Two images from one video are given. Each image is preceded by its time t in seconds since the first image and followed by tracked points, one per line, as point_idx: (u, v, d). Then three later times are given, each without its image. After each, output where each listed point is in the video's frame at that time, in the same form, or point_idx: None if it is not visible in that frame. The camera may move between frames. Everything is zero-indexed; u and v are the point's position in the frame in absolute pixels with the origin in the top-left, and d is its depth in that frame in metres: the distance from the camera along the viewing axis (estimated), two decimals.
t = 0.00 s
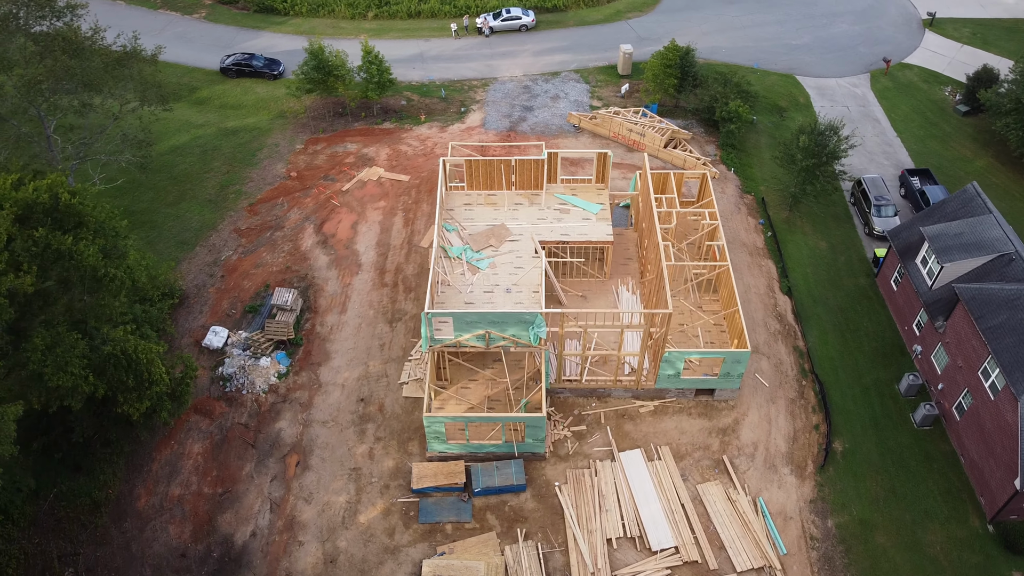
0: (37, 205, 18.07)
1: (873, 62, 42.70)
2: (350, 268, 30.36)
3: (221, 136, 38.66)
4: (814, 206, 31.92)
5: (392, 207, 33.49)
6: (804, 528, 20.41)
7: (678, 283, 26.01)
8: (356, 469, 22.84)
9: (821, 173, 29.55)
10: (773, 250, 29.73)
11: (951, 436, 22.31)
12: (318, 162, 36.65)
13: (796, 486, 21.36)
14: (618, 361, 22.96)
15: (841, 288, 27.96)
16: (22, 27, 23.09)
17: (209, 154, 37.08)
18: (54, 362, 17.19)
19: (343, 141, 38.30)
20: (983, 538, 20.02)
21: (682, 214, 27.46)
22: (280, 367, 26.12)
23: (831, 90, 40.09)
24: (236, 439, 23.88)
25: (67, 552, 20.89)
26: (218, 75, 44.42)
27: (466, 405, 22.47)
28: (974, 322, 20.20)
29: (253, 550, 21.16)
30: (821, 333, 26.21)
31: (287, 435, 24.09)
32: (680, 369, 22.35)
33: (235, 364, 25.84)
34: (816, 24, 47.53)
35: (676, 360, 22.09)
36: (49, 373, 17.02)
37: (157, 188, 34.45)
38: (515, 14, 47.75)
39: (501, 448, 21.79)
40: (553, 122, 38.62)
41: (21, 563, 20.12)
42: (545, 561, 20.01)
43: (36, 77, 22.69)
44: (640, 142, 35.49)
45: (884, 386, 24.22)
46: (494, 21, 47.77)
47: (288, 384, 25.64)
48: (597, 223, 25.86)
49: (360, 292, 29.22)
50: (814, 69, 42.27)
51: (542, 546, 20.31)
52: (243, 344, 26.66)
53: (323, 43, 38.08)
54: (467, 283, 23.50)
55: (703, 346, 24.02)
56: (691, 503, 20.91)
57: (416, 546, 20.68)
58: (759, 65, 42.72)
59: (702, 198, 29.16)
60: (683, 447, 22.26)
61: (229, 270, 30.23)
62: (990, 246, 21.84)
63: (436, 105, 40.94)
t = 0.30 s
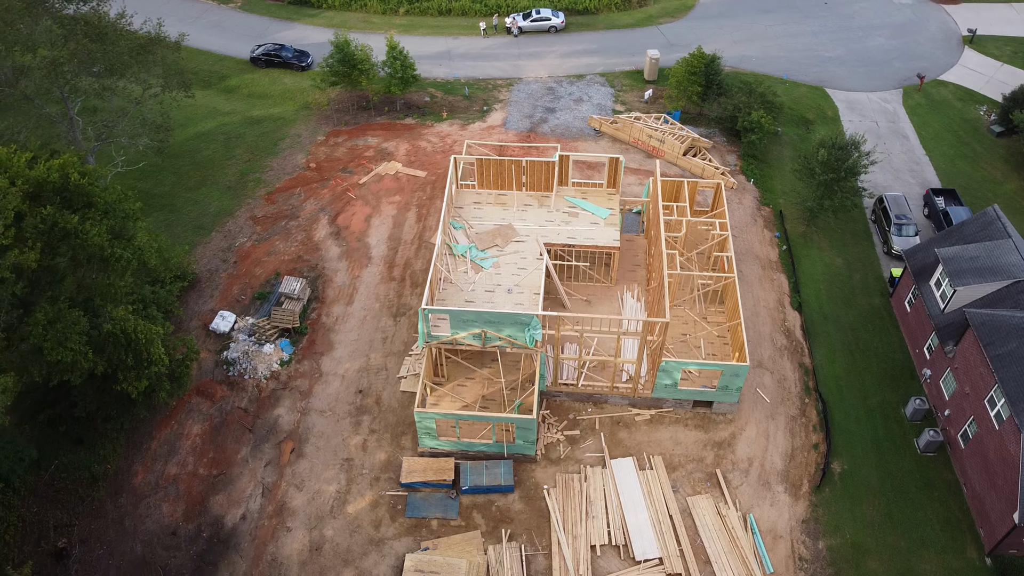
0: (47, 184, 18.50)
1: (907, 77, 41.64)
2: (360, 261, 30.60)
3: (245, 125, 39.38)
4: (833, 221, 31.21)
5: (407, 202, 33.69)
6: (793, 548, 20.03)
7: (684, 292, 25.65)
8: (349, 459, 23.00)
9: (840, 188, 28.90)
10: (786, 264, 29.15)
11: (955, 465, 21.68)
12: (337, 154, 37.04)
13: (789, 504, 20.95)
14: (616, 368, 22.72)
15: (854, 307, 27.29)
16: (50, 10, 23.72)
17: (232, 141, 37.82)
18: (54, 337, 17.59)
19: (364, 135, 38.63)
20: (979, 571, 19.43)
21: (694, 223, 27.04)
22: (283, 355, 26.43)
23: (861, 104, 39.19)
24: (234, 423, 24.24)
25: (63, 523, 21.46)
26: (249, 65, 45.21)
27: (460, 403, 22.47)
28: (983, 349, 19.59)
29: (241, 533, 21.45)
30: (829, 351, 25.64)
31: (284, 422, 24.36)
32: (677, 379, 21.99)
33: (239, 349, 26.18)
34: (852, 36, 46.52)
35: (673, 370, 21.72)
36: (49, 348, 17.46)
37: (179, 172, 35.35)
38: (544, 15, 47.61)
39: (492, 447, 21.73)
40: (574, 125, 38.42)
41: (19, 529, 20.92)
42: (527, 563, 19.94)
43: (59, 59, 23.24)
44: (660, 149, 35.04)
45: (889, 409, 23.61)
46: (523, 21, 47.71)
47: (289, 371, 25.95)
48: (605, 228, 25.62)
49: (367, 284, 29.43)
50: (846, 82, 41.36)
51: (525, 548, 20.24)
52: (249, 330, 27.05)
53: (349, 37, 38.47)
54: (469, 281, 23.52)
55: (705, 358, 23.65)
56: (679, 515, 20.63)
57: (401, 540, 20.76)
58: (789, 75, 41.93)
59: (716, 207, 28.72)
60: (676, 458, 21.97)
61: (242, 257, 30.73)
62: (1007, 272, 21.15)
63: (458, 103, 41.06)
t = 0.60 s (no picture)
0: (58, 163, 18.98)
1: (941, 94, 40.52)
2: (370, 254, 30.85)
3: (270, 115, 40.08)
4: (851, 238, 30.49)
5: (421, 198, 33.88)
6: (780, 567, 19.69)
7: (689, 302, 25.33)
8: (342, 449, 23.18)
9: (858, 204, 28.22)
10: (799, 279, 28.56)
11: (956, 494, 21.08)
12: (357, 147, 37.40)
13: (780, 523, 20.58)
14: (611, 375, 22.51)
15: (864, 326, 26.64)
16: None
17: (255, 130, 38.57)
18: (56, 313, 18.06)
19: (385, 129, 38.94)
20: None
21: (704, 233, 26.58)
22: (287, 343, 26.77)
23: (890, 120, 38.26)
24: (234, 407, 24.60)
25: (61, 495, 22.05)
26: (278, 55, 45.97)
27: (454, 400, 22.48)
28: (988, 377, 19.02)
29: (232, 516, 21.76)
30: (835, 370, 25.08)
31: (282, 409, 24.64)
32: (672, 390, 21.72)
33: (244, 335, 26.63)
34: (887, 50, 45.39)
35: (668, 380, 21.41)
36: (50, 323, 17.90)
37: (201, 158, 36.26)
38: (574, 17, 47.37)
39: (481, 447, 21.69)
40: (594, 128, 38.14)
41: (19, 498, 21.66)
42: (508, 565, 19.89)
43: (82, 43, 23.83)
44: (678, 156, 34.55)
45: (892, 432, 23.04)
46: (552, 22, 47.54)
47: (291, 359, 26.27)
48: (612, 233, 25.39)
49: (375, 278, 29.65)
50: (876, 96, 40.38)
51: (508, 549, 20.19)
52: (255, 316, 27.44)
53: (375, 31, 38.80)
54: (471, 280, 23.56)
55: (704, 369, 23.32)
56: (666, 527, 20.39)
57: (385, 532, 20.85)
58: (818, 87, 41.04)
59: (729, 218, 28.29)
60: (668, 469, 21.71)
61: (255, 244, 31.22)
62: (1020, 299, 20.47)
63: (481, 101, 41.13)
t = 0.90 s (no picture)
0: (71, 146, 19.53)
1: (974, 114, 39.37)
2: (380, 248, 31.09)
3: (294, 106, 40.78)
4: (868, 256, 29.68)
5: (434, 196, 34.03)
6: None
7: (693, 314, 25.03)
8: (335, 440, 23.38)
9: (875, 222, 27.45)
10: (810, 295, 27.93)
11: (954, 524, 20.54)
12: (376, 142, 37.74)
13: (768, 542, 20.25)
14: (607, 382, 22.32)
15: (873, 347, 25.98)
16: None
17: (278, 121, 39.34)
18: (60, 291, 18.53)
19: (406, 126, 39.21)
20: None
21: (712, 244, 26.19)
22: (291, 332, 27.10)
23: (919, 138, 37.27)
24: (235, 392, 24.99)
25: (61, 468, 22.65)
26: (307, 48, 46.72)
27: (448, 398, 22.53)
28: (991, 407, 18.50)
29: (223, 499, 22.11)
30: (839, 390, 24.53)
31: (281, 397, 24.96)
32: (667, 401, 21.49)
33: (250, 322, 27.04)
34: (922, 67, 44.18)
35: (663, 391, 21.23)
36: (53, 300, 18.41)
37: (224, 146, 37.17)
38: (603, 21, 46.99)
39: (472, 445, 21.69)
40: (613, 134, 37.83)
41: (21, 469, 22.32)
42: (489, 566, 19.87)
43: (106, 29, 24.58)
44: (696, 165, 34.01)
45: (893, 457, 22.50)
46: (580, 25, 47.25)
47: (294, 349, 26.60)
48: (618, 240, 25.17)
49: (383, 272, 29.89)
50: (906, 113, 39.35)
51: (491, 550, 20.18)
52: (263, 304, 27.83)
53: (400, 28, 39.10)
54: (472, 280, 23.60)
55: (702, 382, 23.02)
56: (651, 538, 20.19)
57: (371, 525, 20.99)
58: (847, 101, 40.08)
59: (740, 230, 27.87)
60: (658, 480, 21.49)
61: (269, 233, 31.71)
62: None
63: (503, 102, 41.16)
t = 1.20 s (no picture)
0: (84, 129, 20.08)
1: (1007, 135, 38.14)
2: (391, 243, 31.33)
3: (318, 99, 41.38)
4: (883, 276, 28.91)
5: (449, 193, 34.19)
6: None
7: (695, 325, 24.75)
8: (330, 431, 23.62)
9: (890, 241, 26.72)
10: (819, 312, 27.30)
11: (949, 554, 20.03)
12: (395, 138, 38.06)
13: (754, 560, 19.97)
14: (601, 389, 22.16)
15: (881, 369, 25.36)
16: None
17: (301, 113, 39.99)
18: (66, 270, 19.08)
19: (426, 123, 39.43)
20: None
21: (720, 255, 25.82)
22: (297, 322, 27.45)
23: (946, 158, 36.19)
24: (236, 377, 25.41)
25: (64, 442, 23.23)
26: (336, 43, 47.36)
27: (442, 396, 22.62)
28: (990, 437, 18.01)
29: (217, 482, 22.49)
30: (841, 410, 24.02)
31: (281, 385, 25.31)
32: (660, 411, 21.29)
33: (257, 310, 27.47)
34: (956, 85, 42.47)
35: (656, 401, 21.03)
36: (59, 278, 18.97)
37: (247, 136, 37.93)
38: (631, 26, 46.50)
39: (462, 444, 21.74)
40: (633, 140, 37.47)
41: (26, 441, 22.97)
42: (471, 565, 19.90)
43: (129, 17, 25.21)
44: (713, 175, 33.47)
45: (891, 482, 22.01)
46: (608, 29, 46.83)
47: (298, 338, 26.95)
48: (623, 246, 24.98)
49: (391, 267, 30.12)
50: (934, 131, 38.17)
51: (474, 549, 20.21)
52: (271, 293, 28.25)
53: (425, 25, 39.38)
54: (474, 279, 23.66)
55: (698, 394, 22.74)
56: (635, 548, 20.03)
57: (358, 517, 21.16)
58: (875, 117, 39.06)
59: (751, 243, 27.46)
60: (647, 490, 21.31)
61: (283, 223, 32.18)
62: None
63: (525, 103, 41.15)
